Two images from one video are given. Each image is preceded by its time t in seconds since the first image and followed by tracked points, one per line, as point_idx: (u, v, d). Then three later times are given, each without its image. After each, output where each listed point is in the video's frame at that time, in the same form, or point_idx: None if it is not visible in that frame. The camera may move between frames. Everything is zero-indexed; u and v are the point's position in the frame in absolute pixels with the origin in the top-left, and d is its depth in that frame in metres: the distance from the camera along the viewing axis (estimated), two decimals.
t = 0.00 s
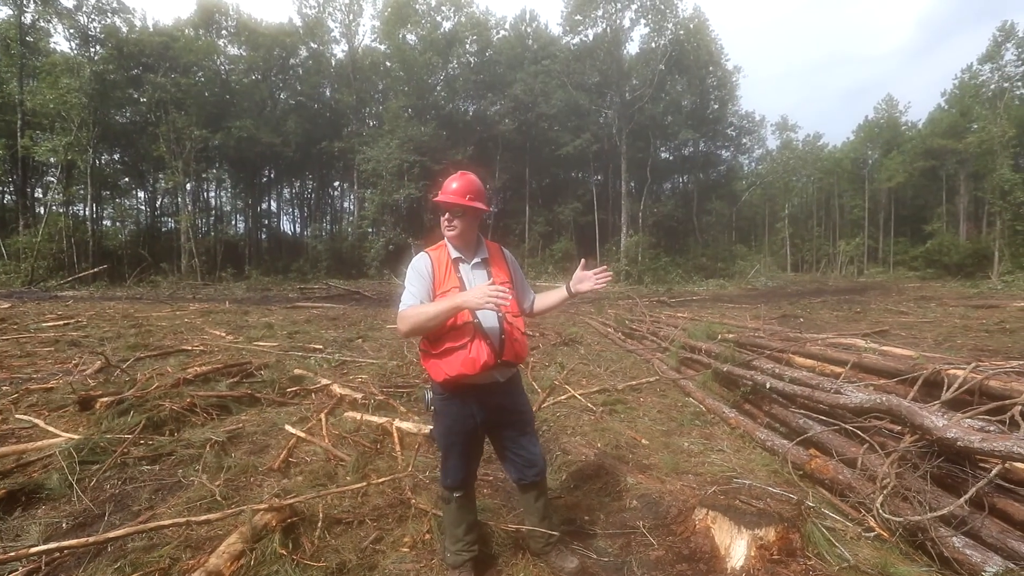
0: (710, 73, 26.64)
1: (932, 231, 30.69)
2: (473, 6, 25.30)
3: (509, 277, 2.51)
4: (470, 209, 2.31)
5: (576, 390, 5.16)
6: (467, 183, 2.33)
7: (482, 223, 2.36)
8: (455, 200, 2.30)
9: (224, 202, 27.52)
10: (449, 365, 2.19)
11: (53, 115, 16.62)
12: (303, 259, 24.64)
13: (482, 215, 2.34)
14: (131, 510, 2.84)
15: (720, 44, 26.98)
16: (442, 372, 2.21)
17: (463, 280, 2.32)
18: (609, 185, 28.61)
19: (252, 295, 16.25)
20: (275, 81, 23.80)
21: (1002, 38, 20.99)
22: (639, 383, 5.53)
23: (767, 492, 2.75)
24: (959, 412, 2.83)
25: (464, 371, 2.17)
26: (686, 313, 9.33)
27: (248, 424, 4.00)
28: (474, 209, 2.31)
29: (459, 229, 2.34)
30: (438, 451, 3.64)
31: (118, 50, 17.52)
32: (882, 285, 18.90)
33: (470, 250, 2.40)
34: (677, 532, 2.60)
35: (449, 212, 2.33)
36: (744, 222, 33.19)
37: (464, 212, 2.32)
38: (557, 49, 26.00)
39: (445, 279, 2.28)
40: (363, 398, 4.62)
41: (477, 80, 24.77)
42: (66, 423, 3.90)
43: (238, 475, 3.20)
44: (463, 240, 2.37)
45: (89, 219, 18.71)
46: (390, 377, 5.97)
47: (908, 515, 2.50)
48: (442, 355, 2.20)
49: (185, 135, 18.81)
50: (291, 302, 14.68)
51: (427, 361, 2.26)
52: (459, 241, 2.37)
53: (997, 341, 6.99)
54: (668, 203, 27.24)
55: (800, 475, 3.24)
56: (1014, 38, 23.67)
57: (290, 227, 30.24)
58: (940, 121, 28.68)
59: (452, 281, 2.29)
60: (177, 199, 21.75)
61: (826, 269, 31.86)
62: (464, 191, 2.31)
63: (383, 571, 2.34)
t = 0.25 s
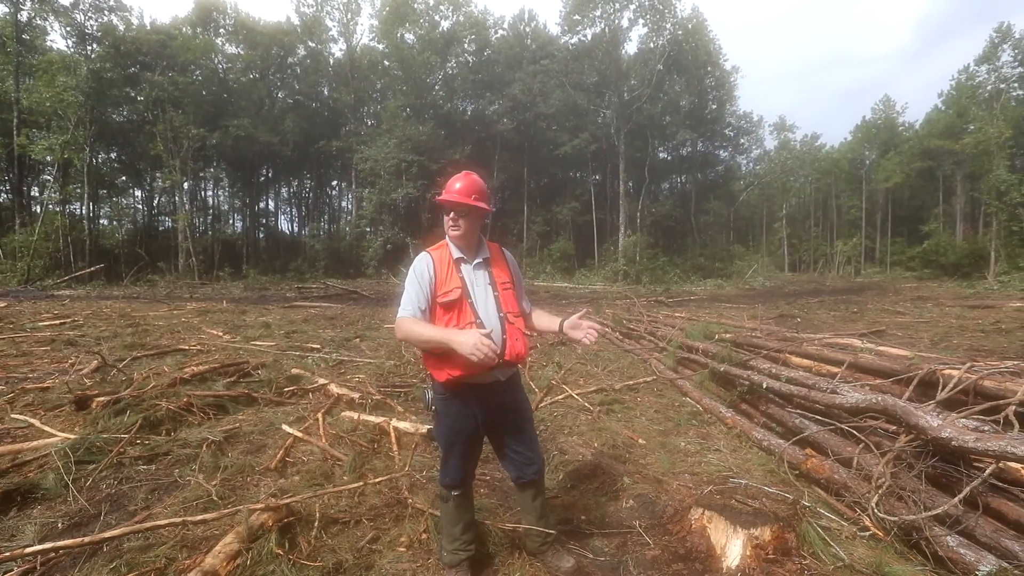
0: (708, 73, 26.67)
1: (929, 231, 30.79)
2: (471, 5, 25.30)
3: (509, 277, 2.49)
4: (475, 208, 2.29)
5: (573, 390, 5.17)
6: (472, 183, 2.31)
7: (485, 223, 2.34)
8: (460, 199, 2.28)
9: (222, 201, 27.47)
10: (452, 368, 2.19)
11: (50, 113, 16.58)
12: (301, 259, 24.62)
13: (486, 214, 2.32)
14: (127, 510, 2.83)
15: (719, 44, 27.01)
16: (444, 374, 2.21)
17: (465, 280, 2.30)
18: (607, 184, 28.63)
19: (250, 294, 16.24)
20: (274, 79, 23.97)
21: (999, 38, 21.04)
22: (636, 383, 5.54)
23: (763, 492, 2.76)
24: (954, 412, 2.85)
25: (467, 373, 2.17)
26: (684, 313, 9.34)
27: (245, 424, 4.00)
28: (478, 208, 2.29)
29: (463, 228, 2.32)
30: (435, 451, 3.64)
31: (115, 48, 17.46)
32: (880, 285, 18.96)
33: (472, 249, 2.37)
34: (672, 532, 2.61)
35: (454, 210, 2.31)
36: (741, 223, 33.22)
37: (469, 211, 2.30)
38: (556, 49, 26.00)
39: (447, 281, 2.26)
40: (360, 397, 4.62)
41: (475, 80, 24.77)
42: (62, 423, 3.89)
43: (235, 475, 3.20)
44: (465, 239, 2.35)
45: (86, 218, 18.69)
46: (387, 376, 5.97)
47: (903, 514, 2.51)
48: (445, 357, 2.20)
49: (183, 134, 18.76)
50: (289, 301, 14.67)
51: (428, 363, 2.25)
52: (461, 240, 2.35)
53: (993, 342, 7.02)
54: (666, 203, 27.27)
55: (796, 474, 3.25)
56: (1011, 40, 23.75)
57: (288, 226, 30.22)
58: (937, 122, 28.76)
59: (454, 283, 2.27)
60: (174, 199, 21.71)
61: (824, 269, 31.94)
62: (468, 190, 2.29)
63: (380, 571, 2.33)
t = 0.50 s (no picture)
0: (705, 75, 26.75)
1: (923, 234, 30.96)
2: (468, 4, 25.30)
3: (514, 277, 2.51)
4: (488, 206, 2.30)
5: (568, 389, 5.17)
6: (485, 182, 2.31)
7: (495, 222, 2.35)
8: (474, 197, 2.29)
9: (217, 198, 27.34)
10: (461, 367, 2.20)
11: (43, 109, 16.49)
12: (296, 257, 24.55)
13: (497, 213, 2.34)
14: (118, 508, 2.82)
15: (715, 46, 27.09)
16: (453, 372, 2.21)
17: (474, 279, 2.31)
18: (603, 185, 28.66)
19: (244, 292, 16.18)
20: (271, 76, 23.91)
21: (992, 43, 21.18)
22: (631, 383, 5.55)
23: (756, 492, 2.77)
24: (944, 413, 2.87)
25: (476, 372, 2.19)
26: (679, 314, 9.37)
27: (238, 422, 3.98)
28: (492, 206, 2.30)
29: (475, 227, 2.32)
30: (429, 451, 3.63)
31: (110, 43, 17.41)
32: (873, 287, 19.06)
33: (480, 247, 2.38)
34: (665, 531, 2.61)
35: (467, 208, 2.31)
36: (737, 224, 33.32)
37: (481, 209, 2.31)
38: (553, 49, 26.03)
39: (457, 281, 2.25)
40: (354, 396, 4.61)
41: (472, 79, 24.77)
42: (53, 420, 3.87)
43: (228, 473, 3.19)
44: (475, 238, 2.35)
45: (79, 214, 18.59)
46: (382, 375, 5.96)
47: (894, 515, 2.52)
48: (455, 356, 2.21)
49: (177, 130, 18.68)
50: (284, 300, 14.62)
51: (436, 362, 2.25)
52: (470, 239, 2.35)
53: (985, 344, 7.05)
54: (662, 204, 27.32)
55: (789, 475, 3.26)
56: (1005, 45, 23.92)
57: (283, 224, 30.13)
58: (931, 126, 28.93)
59: (463, 282, 2.27)
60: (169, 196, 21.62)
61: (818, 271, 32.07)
62: (483, 188, 2.29)
63: (372, 571, 2.33)
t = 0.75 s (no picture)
0: (707, 73, 26.70)
1: (926, 231, 30.87)
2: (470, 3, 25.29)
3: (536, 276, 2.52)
4: (517, 205, 2.30)
5: (570, 388, 5.16)
6: (515, 180, 2.31)
7: (523, 222, 2.35)
8: (504, 196, 2.28)
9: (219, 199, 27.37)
10: (486, 366, 2.20)
11: (47, 110, 16.54)
12: (299, 257, 24.59)
13: (526, 213, 2.34)
14: (122, 507, 2.82)
15: (717, 44, 27.01)
16: (478, 372, 2.21)
17: (499, 278, 2.31)
18: (605, 184, 28.61)
19: (247, 292, 16.20)
20: (273, 77, 23.86)
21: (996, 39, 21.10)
22: (634, 382, 5.54)
23: (761, 491, 2.76)
24: (951, 411, 2.85)
25: (501, 372, 2.19)
26: (682, 312, 9.35)
27: (242, 422, 3.99)
28: (522, 206, 2.30)
29: (503, 226, 2.32)
30: (432, 451, 3.64)
31: (112, 45, 17.37)
32: (876, 285, 19.00)
33: (506, 246, 2.38)
34: (670, 529, 2.60)
35: (496, 207, 2.31)
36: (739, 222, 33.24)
37: (510, 209, 2.31)
38: (554, 48, 26.00)
39: (483, 280, 2.25)
40: (357, 395, 4.62)
41: (474, 78, 24.79)
42: (57, 421, 3.88)
43: (231, 472, 3.19)
44: (501, 236, 2.35)
45: (82, 216, 18.65)
46: (384, 375, 5.97)
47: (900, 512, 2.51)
48: (479, 355, 2.20)
49: (180, 131, 18.70)
50: (287, 300, 14.64)
51: (460, 360, 2.24)
52: (497, 238, 2.35)
53: (990, 342, 7.01)
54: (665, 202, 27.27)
55: (794, 473, 3.25)
56: (1008, 40, 23.82)
57: (286, 225, 30.15)
58: (934, 122, 28.84)
59: (489, 281, 2.27)
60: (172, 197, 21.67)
61: (822, 269, 31.99)
62: (512, 187, 2.29)
63: (376, 569, 2.32)
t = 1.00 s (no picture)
0: (707, 72, 26.70)
1: (926, 231, 30.89)
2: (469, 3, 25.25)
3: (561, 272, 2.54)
4: (553, 203, 2.31)
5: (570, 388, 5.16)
6: (551, 177, 2.32)
7: (556, 220, 2.36)
8: (539, 193, 2.29)
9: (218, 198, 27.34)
10: (520, 362, 2.21)
11: (46, 110, 16.50)
12: (298, 257, 24.58)
13: (559, 210, 2.35)
14: (121, 507, 2.81)
15: (717, 43, 27.01)
16: (511, 368, 2.22)
17: (531, 273, 2.31)
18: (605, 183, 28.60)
19: (246, 292, 16.17)
20: (272, 76, 23.84)
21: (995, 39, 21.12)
22: (633, 381, 5.53)
23: (760, 489, 2.76)
24: (951, 410, 2.85)
25: (534, 368, 2.21)
26: (682, 311, 9.34)
27: (241, 421, 3.98)
28: (556, 203, 2.31)
29: (536, 222, 2.33)
30: (432, 451, 3.63)
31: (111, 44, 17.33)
32: (876, 284, 19.03)
33: (536, 242, 2.39)
34: (669, 528, 2.59)
35: (531, 203, 2.31)
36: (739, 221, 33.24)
37: (545, 206, 2.32)
38: (554, 47, 25.99)
39: (518, 276, 2.24)
40: (356, 395, 4.62)
41: (473, 78, 24.77)
42: (55, 420, 3.87)
43: (230, 472, 3.19)
44: (533, 233, 2.36)
45: (81, 215, 18.62)
46: (384, 374, 5.97)
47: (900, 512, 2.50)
48: (514, 351, 2.21)
49: (179, 130, 18.67)
50: (286, 300, 14.62)
51: (493, 355, 2.24)
52: (529, 233, 2.36)
53: (990, 341, 7.01)
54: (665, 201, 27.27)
55: (794, 472, 3.24)
56: (1008, 40, 23.83)
57: (285, 224, 30.13)
58: (934, 122, 28.84)
59: (524, 277, 2.27)
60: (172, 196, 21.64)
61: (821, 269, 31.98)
62: (547, 184, 2.30)
63: (375, 569, 2.31)
